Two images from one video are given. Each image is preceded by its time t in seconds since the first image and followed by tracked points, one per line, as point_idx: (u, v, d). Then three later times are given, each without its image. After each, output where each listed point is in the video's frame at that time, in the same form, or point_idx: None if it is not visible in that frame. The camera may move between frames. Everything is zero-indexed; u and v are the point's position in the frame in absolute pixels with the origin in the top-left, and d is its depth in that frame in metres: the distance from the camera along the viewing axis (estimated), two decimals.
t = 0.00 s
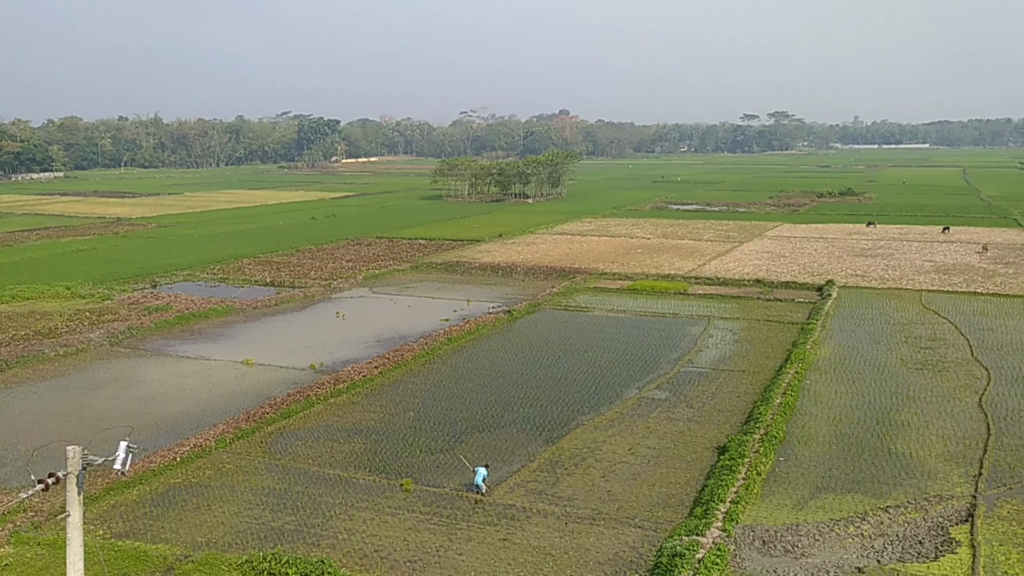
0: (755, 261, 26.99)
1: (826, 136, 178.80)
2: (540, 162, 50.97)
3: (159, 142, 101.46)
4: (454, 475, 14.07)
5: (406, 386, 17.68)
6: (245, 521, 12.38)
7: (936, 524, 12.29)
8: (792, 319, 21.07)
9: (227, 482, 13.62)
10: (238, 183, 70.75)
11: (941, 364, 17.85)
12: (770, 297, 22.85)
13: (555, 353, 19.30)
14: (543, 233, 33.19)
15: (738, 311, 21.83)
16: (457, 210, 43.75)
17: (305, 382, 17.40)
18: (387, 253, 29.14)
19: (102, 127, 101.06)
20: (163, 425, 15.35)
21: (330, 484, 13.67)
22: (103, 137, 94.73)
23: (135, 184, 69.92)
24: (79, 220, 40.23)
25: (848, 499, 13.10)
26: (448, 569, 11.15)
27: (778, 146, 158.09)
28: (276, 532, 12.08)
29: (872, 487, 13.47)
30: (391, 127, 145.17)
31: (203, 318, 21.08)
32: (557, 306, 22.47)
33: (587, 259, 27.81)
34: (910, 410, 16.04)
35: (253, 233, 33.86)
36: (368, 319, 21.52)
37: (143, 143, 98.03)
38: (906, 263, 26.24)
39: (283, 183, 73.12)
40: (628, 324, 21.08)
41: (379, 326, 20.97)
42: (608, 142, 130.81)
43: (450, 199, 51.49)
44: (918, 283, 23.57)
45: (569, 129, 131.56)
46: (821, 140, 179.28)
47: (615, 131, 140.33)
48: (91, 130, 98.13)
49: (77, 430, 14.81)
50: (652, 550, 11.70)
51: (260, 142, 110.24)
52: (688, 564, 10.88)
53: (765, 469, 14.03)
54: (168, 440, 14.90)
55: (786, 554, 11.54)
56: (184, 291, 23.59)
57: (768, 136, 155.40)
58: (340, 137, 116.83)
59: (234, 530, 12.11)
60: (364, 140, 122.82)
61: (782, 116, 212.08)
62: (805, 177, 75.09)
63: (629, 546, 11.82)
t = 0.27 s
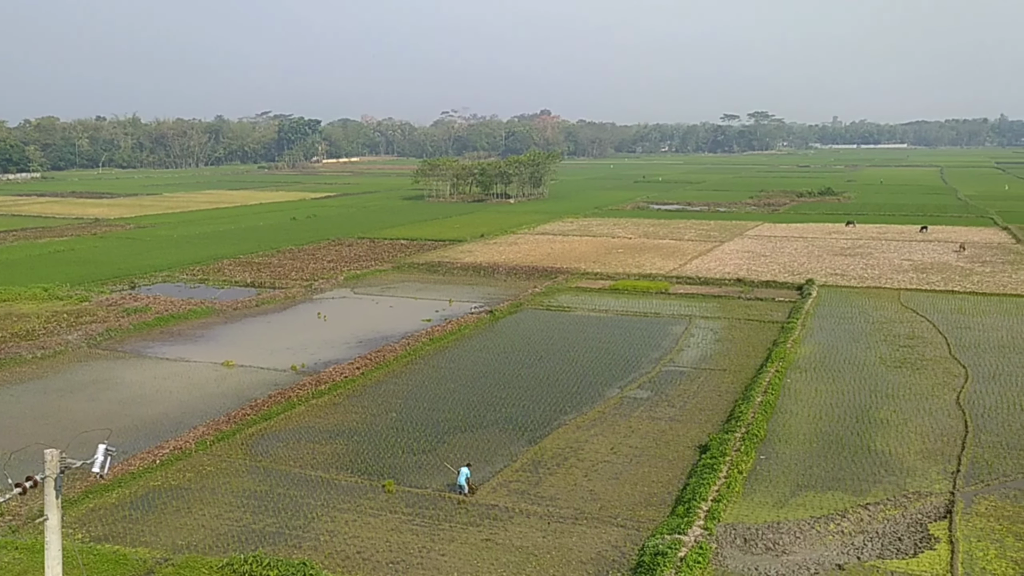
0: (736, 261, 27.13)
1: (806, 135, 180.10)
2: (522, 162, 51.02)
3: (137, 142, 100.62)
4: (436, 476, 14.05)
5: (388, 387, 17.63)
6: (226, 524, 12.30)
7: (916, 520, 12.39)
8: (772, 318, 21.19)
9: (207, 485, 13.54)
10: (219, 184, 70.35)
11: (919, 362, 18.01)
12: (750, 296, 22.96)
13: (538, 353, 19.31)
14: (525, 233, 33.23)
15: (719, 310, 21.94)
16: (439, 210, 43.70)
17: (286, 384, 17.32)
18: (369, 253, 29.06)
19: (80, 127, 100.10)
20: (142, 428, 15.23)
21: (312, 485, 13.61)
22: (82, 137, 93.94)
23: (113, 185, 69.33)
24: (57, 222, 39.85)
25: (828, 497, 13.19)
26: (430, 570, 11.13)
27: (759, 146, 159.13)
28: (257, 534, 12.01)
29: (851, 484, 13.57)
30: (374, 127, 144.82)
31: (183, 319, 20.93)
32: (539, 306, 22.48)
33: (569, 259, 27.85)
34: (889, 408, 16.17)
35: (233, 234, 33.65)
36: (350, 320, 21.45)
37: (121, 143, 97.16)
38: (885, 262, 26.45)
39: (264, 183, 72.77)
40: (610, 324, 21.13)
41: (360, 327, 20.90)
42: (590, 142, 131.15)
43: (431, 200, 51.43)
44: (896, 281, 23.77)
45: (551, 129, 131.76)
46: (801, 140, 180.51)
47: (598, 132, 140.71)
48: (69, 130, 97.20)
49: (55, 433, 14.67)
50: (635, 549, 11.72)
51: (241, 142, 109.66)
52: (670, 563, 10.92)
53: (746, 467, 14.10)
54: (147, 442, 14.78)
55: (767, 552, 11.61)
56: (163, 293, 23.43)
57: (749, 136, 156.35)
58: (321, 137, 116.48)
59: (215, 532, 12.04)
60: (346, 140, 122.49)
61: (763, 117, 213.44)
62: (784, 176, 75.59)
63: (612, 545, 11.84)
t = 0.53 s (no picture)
0: (716, 260, 27.27)
1: (786, 136, 181.45)
2: (503, 162, 51.07)
3: (114, 142, 99.70)
4: (418, 477, 14.01)
5: (369, 387, 17.57)
6: (206, 526, 12.22)
7: (895, 517, 12.49)
8: (753, 317, 21.30)
9: (187, 487, 13.44)
10: (199, 185, 69.92)
11: (898, 360, 18.16)
12: (731, 295, 23.07)
13: (519, 353, 19.31)
14: (506, 233, 33.25)
15: (700, 309, 22.03)
16: (421, 210, 43.63)
17: (267, 385, 17.22)
18: (350, 254, 28.97)
19: (57, 127, 99.07)
20: (121, 430, 15.09)
21: (293, 487, 13.54)
22: (58, 137, 92.94)
23: (90, 185, 68.74)
24: (32, 222, 39.46)
25: (808, 494, 13.27)
26: (412, 571, 11.10)
27: (738, 146, 160.25)
28: (237, 537, 11.93)
29: (831, 482, 13.67)
30: (356, 127, 144.41)
31: (162, 321, 20.77)
32: (520, 306, 22.49)
33: (550, 259, 27.89)
34: (868, 406, 16.30)
35: (213, 235, 33.42)
36: (331, 320, 21.37)
37: (98, 143, 96.22)
38: (864, 261, 26.68)
39: (244, 183, 72.39)
40: (591, 324, 21.16)
41: (342, 328, 20.82)
42: (572, 142, 131.38)
43: (413, 200, 51.35)
44: (875, 280, 23.96)
45: (533, 129, 132.02)
46: (781, 141, 181.82)
47: (579, 132, 141.11)
48: (45, 130, 96.13)
49: (31, 436, 14.50)
50: (617, 548, 11.75)
51: (221, 142, 108.97)
52: (652, 562, 10.95)
53: (727, 465, 14.17)
54: (126, 445, 14.65)
55: (748, 550, 11.67)
56: (142, 294, 23.24)
57: (729, 136, 157.32)
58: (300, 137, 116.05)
59: (195, 535, 11.95)
60: (325, 140, 122.11)
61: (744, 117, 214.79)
62: (764, 176, 76.06)
63: (594, 544, 11.86)
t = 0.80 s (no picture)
0: (696, 260, 27.39)
1: (765, 136, 182.78)
2: (483, 163, 51.08)
3: (90, 142, 98.65)
4: (399, 478, 13.97)
5: (350, 388, 17.51)
6: (184, 529, 12.12)
7: (873, 514, 12.59)
8: (732, 316, 21.42)
9: (165, 490, 13.33)
10: (178, 185, 69.40)
11: (875, 358, 18.32)
12: (711, 295, 23.19)
13: (500, 354, 19.30)
14: (487, 234, 33.25)
15: (680, 309, 22.12)
16: (401, 211, 43.55)
17: (246, 387, 17.12)
18: (330, 254, 28.86)
19: (32, 127, 97.87)
20: (98, 434, 14.95)
21: (273, 489, 13.46)
22: (33, 137, 91.82)
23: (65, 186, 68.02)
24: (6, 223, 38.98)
25: (788, 492, 13.36)
26: (393, 572, 11.07)
27: (717, 145, 161.35)
28: (217, 539, 11.85)
29: (810, 480, 13.76)
30: (337, 127, 143.89)
31: (140, 323, 20.60)
32: (501, 306, 22.49)
33: (531, 259, 27.91)
34: (847, 404, 16.43)
35: (192, 235, 33.20)
36: (311, 321, 21.28)
37: (74, 143, 95.15)
38: (842, 260, 26.89)
39: (223, 182, 71.96)
40: (572, 323, 21.20)
41: (322, 329, 20.74)
42: (552, 142, 131.63)
43: (393, 200, 51.24)
44: (853, 279, 24.16)
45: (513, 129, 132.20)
46: (760, 141, 183.10)
47: (559, 132, 141.42)
48: (20, 129, 94.96)
49: (6, 440, 14.33)
50: (598, 547, 11.77)
51: (199, 142, 108.18)
52: (632, 560, 10.98)
53: (708, 464, 14.23)
54: (103, 448, 14.52)
55: (729, 548, 11.72)
56: (119, 295, 23.04)
57: (708, 136, 158.23)
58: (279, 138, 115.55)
59: (173, 538, 11.86)
60: (304, 140, 121.66)
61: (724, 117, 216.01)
62: (742, 176, 76.42)
63: (575, 544, 11.87)
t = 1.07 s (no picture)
0: (677, 259, 27.50)
1: (746, 135, 183.89)
2: (465, 163, 51.06)
3: (68, 142, 97.73)
4: (382, 478, 13.94)
5: (332, 389, 17.45)
6: (165, 532, 12.04)
7: (853, 511, 12.69)
8: (714, 315, 21.52)
9: (145, 493, 13.23)
10: (158, 185, 68.90)
11: (855, 356, 18.46)
12: (692, 294, 23.29)
13: (483, 354, 19.30)
14: (469, 234, 33.24)
15: (661, 308, 22.20)
16: (383, 211, 43.43)
17: (227, 388, 17.03)
18: (311, 254, 28.76)
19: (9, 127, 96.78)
20: (77, 436, 14.82)
21: (254, 491, 13.40)
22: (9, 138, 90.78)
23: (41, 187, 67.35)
24: None
25: (769, 490, 13.43)
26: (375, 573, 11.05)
27: (698, 145, 162.24)
28: (198, 542, 11.78)
29: (791, 477, 13.85)
30: (319, 128, 143.41)
31: (119, 324, 20.44)
32: (484, 306, 22.48)
33: (513, 258, 27.92)
34: (827, 402, 16.54)
35: (172, 236, 32.99)
36: (292, 322, 21.19)
37: (51, 143, 94.19)
38: (822, 259, 27.08)
39: (203, 182, 71.55)
40: (554, 323, 21.22)
41: (304, 330, 20.66)
42: (534, 142, 131.80)
43: (375, 200, 51.12)
44: (833, 278, 24.33)
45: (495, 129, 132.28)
46: (741, 141, 184.18)
47: (541, 132, 141.64)
48: None
49: None
50: (581, 546, 11.79)
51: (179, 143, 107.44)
52: (615, 559, 11.01)
53: (690, 463, 14.29)
54: (82, 451, 14.39)
55: (711, 545, 11.78)
56: (98, 297, 22.85)
57: (689, 136, 158.98)
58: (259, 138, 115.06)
59: (154, 541, 11.78)
60: (285, 140, 121.18)
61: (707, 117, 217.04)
62: (723, 176, 76.70)
63: (558, 543, 11.89)
